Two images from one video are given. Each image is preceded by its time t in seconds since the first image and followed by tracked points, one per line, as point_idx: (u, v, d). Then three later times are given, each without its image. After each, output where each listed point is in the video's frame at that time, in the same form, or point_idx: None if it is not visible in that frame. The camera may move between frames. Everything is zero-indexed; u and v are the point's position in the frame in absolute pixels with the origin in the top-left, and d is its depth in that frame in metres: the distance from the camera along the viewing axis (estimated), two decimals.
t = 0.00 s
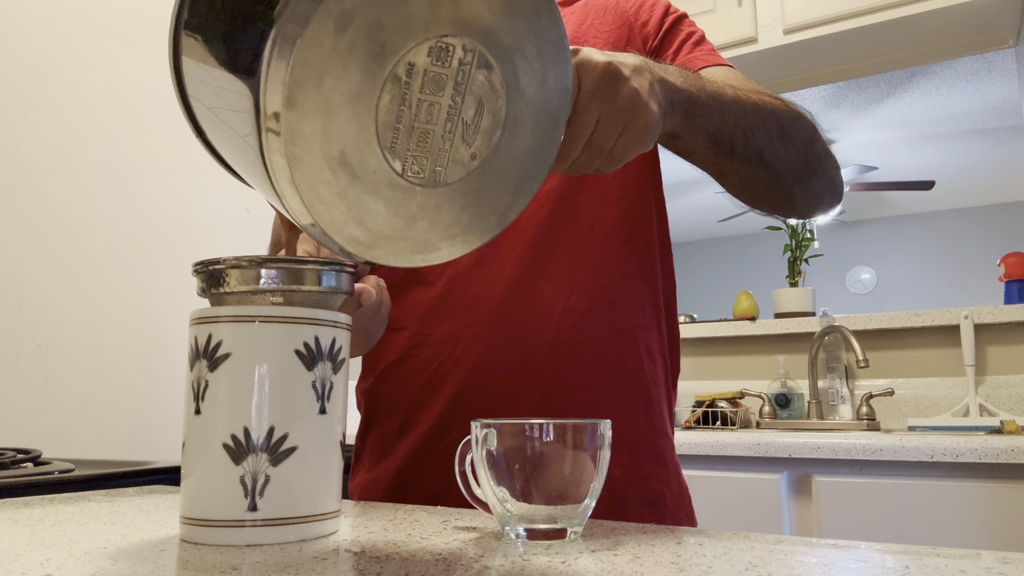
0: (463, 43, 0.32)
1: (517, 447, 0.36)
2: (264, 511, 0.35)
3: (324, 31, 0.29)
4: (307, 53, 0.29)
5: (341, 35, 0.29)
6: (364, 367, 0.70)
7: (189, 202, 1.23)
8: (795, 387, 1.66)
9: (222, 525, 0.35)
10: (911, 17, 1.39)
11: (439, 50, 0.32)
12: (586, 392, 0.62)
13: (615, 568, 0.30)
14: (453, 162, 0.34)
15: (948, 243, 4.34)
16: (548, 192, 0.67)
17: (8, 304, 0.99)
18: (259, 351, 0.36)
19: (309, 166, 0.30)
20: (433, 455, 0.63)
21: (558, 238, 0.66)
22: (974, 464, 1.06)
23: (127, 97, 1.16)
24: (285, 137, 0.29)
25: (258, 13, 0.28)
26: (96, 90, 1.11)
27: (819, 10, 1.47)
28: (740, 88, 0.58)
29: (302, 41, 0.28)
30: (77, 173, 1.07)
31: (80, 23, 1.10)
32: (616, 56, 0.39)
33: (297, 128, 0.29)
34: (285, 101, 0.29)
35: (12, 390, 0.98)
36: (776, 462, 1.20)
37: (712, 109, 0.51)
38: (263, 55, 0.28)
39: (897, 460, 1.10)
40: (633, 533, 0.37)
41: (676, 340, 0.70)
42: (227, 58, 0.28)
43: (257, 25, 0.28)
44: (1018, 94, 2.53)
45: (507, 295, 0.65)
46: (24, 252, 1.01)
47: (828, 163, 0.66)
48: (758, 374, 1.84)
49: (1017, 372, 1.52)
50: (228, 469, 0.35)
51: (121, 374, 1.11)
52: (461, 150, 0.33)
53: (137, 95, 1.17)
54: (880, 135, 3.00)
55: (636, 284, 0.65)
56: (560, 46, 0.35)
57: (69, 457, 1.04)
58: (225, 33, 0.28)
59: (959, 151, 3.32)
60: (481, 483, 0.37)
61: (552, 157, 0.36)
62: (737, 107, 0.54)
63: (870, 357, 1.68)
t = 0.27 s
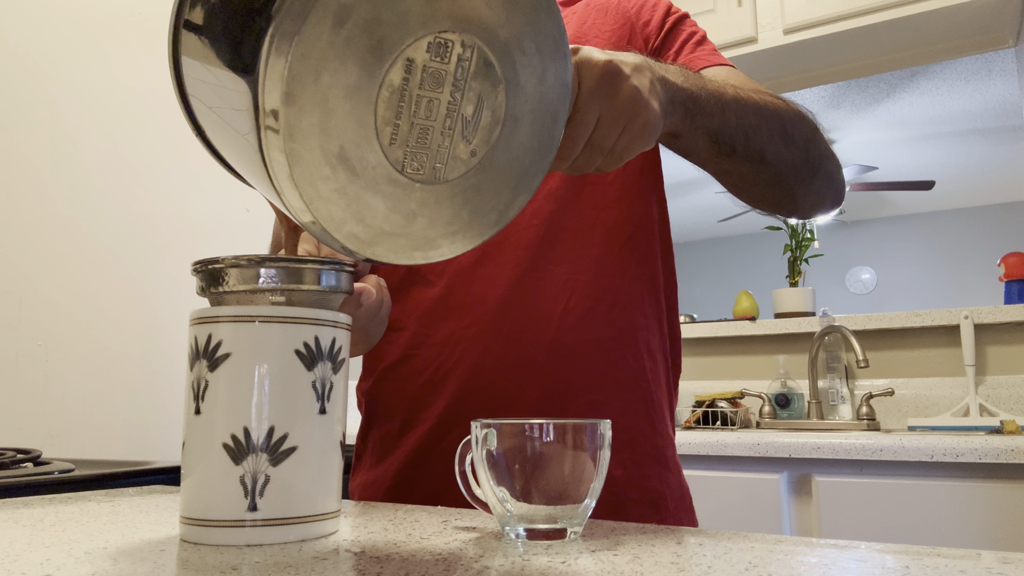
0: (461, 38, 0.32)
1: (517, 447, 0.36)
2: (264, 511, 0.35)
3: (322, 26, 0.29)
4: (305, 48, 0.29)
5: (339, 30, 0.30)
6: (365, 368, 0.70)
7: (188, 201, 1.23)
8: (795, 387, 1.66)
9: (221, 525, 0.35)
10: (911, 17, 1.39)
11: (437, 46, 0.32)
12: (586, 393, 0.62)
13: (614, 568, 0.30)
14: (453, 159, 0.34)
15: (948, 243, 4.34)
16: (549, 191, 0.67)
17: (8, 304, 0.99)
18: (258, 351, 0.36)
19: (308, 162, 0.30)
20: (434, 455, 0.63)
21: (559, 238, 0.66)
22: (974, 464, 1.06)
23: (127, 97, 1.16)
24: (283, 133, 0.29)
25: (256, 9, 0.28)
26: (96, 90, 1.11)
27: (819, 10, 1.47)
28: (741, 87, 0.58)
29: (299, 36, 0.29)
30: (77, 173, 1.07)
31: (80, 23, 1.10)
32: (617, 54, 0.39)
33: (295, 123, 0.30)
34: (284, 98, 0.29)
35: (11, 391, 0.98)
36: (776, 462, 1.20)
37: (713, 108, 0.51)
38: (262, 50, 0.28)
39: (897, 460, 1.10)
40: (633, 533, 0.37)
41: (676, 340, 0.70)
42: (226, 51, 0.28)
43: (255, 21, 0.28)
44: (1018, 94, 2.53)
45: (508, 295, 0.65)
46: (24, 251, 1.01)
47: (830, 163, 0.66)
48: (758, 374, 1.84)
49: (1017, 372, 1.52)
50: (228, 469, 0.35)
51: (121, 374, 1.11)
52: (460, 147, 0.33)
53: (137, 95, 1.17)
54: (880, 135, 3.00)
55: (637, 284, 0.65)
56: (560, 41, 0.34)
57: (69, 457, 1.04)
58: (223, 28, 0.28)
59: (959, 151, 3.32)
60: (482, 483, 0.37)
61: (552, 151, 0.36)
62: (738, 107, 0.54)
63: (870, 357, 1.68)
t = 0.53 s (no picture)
0: (458, 34, 0.32)
1: (517, 447, 0.36)
2: (264, 511, 0.35)
3: (319, 23, 0.30)
4: (301, 45, 0.29)
5: (336, 27, 0.30)
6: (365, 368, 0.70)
7: (188, 201, 1.23)
8: (795, 387, 1.66)
9: (221, 524, 0.35)
10: (911, 17, 1.39)
11: (434, 42, 0.32)
12: (587, 393, 0.62)
13: (614, 568, 0.30)
14: (451, 156, 0.33)
15: (948, 243, 4.34)
16: (549, 192, 0.67)
17: (8, 304, 0.99)
18: (259, 350, 0.36)
19: (305, 159, 0.31)
20: (434, 456, 0.63)
21: (559, 239, 0.66)
22: (974, 464, 1.06)
23: (127, 97, 1.16)
24: (280, 129, 0.30)
25: (254, 8, 0.28)
26: (96, 90, 1.11)
27: (819, 10, 1.47)
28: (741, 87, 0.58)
29: (295, 33, 0.29)
30: (77, 172, 1.07)
31: (80, 23, 1.10)
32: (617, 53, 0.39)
33: (292, 119, 0.30)
34: (281, 94, 0.29)
35: (11, 391, 0.98)
36: (776, 462, 1.20)
37: (712, 107, 0.51)
38: (259, 48, 0.29)
39: (897, 460, 1.10)
40: (633, 533, 0.37)
41: (677, 340, 0.70)
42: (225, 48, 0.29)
43: (250, 20, 0.28)
44: (1018, 94, 2.53)
45: (508, 295, 0.65)
46: (24, 251, 1.01)
47: (830, 162, 0.66)
48: (758, 374, 1.84)
49: (1017, 372, 1.52)
50: (228, 469, 0.35)
51: (120, 374, 1.11)
52: (458, 143, 0.33)
53: (137, 95, 1.17)
54: (880, 135, 3.00)
55: (637, 284, 0.65)
56: (560, 37, 0.34)
57: (69, 457, 1.04)
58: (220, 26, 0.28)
59: (959, 151, 3.32)
60: (482, 483, 0.37)
61: (551, 149, 0.35)
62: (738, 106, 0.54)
63: (870, 357, 1.68)
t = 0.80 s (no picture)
0: (458, 29, 0.32)
1: (517, 447, 0.36)
2: (264, 511, 0.35)
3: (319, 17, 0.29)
4: (301, 39, 0.29)
5: (336, 20, 0.30)
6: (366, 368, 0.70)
7: (188, 201, 1.23)
8: (795, 387, 1.66)
9: (221, 524, 0.35)
10: (911, 17, 1.39)
11: (434, 38, 0.32)
12: (587, 392, 0.62)
13: (614, 568, 0.30)
14: (452, 152, 0.34)
15: (948, 243, 4.35)
16: (549, 192, 0.67)
17: (8, 304, 0.99)
18: (258, 351, 0.36)
19: (306, 155, 0.30)
20: (434, 456, 0.63)
21: (558, 239, 0.66)
22: (974, 464, 1.06)
23: (127, 97, 1.16)
24: (281, 125, 0.30)
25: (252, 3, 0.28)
26: (96, 90, 1.11)
27: (818, 10, 1.47)
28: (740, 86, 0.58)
29: (295, 28, 0.29)
30: (76, 172, 1.07)
31: (80, 23, 1.10)
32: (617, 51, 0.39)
33: (293, 116, 0.30)
34: (281, 90, 0.29)
35: (11, 390, 0.98)
36: (776, 462, 1.20)
37: (712, 107, 0.51)
38: (259, 43, 0.29)
39: (897, 460, 1.10)
40: (632, 534, 0.38)
41: (677, 339, 0.70)
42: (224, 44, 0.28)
43: (250, 14, 0.28)
44: (1018, 94, 2.53)
45: (508, 295, 0.65)
46: (23, 251, 1.01)
47: (830, 161, 0.66)
48: (758, 374, 1.84)
49: (1017, 372, 1.52)
50: (228, 469, 0.35)
51: (120, 374, 1.11)
52: (459, 140, 0.33)
53: (136, 94, 1.17)
54: (880, 135, 3.00)
55: (637, 284, 0.65)
56: (560, 33, 0.34)
57: (68, 457, 1.04)
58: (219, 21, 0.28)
59: (959, 151, 3.32)
60: (482, 483, 0.37)
61: (553, 144, 0.36)
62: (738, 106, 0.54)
63: (870, 357, 1.68)
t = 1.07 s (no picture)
0: (455, 26, 0.32)
1: (517, 447, 0.36)
2: (264, 511, 0.35)
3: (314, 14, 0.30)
4: (298, 37, 0.30)
5: (332, 18, 0.30)
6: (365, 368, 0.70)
7: (187, 201, 1.23)
8: (795, 387, 1.66)
9: (222, 525, 0.35)
10: (910, 17, 1.39)
11: (432, 35, 0.32)
12: (586, 392, 0.62)
13: (615, 568, 0.30)
14: (451, 150, 0.34)
15: (948, 243, 4.35)
16: (549, 192, 0.67)
17: (9, 303, 0.99)
18: (258, 350, 0.36)
19: (304, 153, 0.31)
20: (434, 456, 0.63)
21: (558, 239, 0.66)
22: (974, 463, 1.06)
23: (126, 97, 1.16)
24: (278, 123, 0.30)
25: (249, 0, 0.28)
26: (95, 90, 1.11)
27: (818, 10, 1.47)
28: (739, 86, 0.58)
29: (291, 25, 0.29)
30: (76, 172, 1.07)
31: (80, 23, 1.10)
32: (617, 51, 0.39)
33: (290, 113, 0.30)
34: (278, 87, 0.30)
35: (11, 391, 0.98)
36: (776, 462, 1.20)
37: (712, 106, 0.51)
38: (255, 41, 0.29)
39: (897, 460, 1.10)
40: (632, 533, 0.38)
41: (677, 340, 0.70)
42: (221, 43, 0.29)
43: (247, 13, 0.28)
44: (1018, 94, 2.53)
45: (508, 295, 0.65)
46: (23, 251, 1.01)
47: (829, 161, 0.66)
48: (758, 374, 1.84)
49: (1017, 372, 1.52)
50: (228, 469, 0.35)
51: (120, 374, 1.11)
52: (457, 137, 0.33)
53: (136, 94, 1.17)
54: (880, 135, 3.00)
55: (637, 284, 0.65)
56: (559, 30, 0.34)
57: (68, 457, 1.04)
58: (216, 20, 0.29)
59: (959, 151, 3.32)
60: (482, 483, 0.37)
61: (554, 141, 0.35)
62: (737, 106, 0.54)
63: (870, 357, 1.68)
